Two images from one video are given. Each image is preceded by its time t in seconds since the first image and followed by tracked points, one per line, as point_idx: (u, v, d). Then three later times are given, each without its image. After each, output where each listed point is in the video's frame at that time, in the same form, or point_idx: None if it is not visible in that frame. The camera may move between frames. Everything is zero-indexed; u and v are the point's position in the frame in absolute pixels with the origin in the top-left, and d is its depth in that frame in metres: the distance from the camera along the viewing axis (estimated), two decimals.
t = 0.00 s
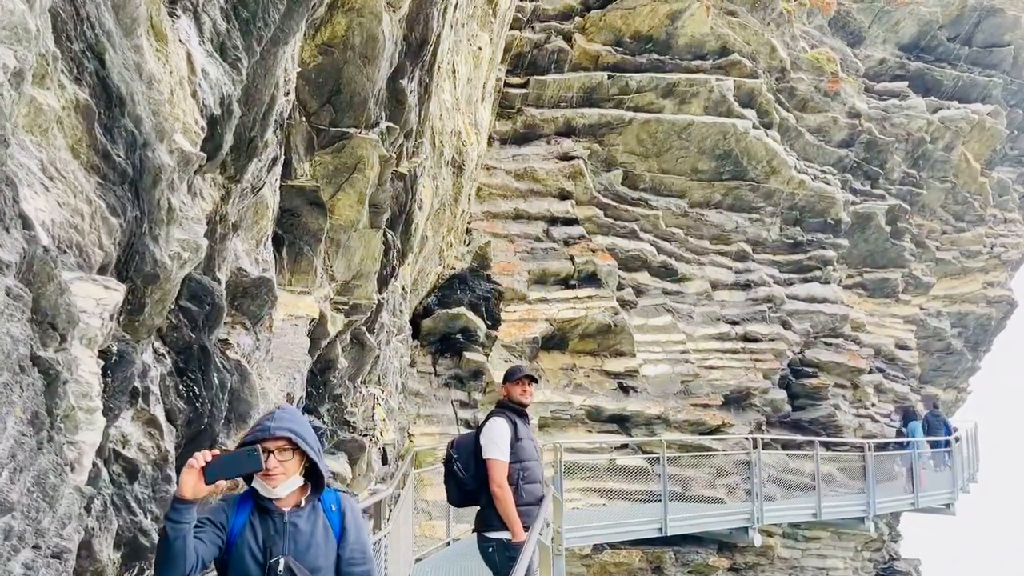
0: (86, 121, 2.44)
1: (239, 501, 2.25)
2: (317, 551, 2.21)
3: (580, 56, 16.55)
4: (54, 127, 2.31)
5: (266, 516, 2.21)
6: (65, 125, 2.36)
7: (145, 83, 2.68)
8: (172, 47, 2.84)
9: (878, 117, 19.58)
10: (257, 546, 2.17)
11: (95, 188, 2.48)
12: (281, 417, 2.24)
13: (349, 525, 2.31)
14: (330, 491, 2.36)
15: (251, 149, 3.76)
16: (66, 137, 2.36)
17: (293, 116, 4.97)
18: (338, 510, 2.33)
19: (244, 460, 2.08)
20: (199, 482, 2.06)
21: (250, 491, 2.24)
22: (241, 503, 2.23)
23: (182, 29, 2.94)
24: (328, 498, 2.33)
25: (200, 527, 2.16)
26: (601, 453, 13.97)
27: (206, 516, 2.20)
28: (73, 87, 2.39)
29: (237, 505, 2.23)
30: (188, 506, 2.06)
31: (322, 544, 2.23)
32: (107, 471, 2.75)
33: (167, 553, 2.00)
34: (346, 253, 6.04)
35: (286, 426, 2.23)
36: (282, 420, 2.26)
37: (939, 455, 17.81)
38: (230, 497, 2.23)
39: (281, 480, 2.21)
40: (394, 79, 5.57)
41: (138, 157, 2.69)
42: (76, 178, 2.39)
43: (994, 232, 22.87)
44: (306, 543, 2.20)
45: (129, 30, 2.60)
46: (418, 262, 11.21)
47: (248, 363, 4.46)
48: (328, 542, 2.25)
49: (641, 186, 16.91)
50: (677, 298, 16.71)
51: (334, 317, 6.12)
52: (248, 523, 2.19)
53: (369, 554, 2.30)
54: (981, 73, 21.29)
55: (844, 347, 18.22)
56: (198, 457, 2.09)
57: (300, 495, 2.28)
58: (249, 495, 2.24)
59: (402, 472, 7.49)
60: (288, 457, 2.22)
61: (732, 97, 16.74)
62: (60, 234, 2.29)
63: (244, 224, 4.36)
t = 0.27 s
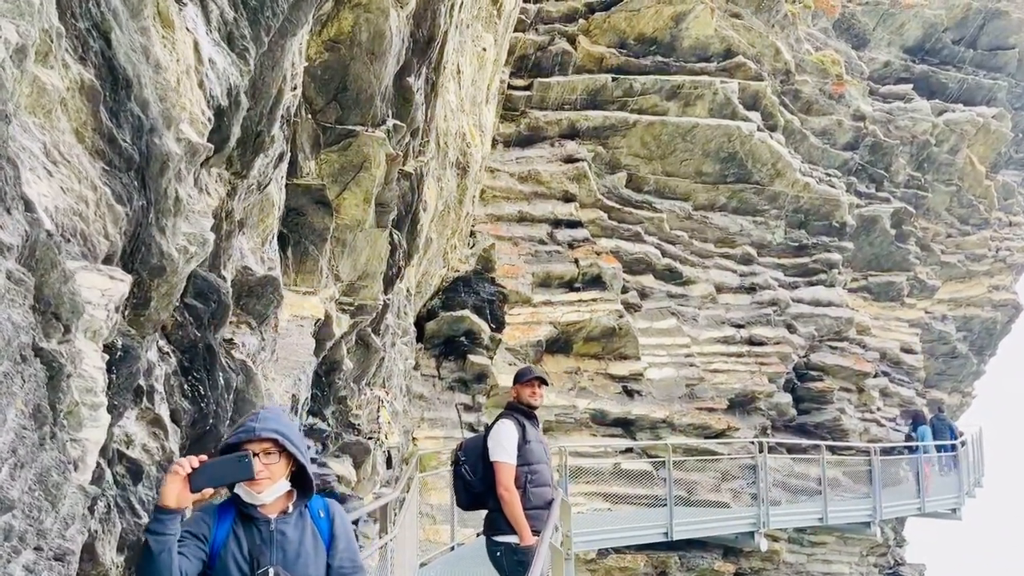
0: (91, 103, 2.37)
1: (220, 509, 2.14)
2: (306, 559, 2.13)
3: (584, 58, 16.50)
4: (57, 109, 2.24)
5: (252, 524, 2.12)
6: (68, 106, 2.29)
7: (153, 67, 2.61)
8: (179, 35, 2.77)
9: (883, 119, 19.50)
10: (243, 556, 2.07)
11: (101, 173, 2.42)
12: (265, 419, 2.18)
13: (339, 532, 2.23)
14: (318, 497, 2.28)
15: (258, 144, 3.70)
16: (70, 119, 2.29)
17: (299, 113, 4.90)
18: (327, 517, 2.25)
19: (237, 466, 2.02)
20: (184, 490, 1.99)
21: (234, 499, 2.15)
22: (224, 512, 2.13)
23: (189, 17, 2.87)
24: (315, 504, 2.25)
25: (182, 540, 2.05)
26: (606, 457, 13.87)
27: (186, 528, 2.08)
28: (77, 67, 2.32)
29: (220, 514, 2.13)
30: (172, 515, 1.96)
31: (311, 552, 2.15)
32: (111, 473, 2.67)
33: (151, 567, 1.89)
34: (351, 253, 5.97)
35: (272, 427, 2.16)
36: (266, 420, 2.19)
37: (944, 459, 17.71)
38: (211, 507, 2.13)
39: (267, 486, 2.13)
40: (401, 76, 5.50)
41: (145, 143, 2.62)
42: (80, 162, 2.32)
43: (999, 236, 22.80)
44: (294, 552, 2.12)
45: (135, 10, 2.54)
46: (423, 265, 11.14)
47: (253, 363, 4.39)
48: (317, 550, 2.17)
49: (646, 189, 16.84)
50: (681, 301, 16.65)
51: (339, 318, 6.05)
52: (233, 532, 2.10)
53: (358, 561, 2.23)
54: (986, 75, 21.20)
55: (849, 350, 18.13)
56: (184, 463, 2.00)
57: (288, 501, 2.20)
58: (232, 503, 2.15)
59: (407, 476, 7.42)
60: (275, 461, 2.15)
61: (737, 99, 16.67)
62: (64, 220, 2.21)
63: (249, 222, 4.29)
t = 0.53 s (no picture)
0: (64, 79, 2.23)
1: (184, 526, 2.11)
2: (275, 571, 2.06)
3: (585, 59, 16.39)
4: (28, 84, 2.09)
5: (215, 538, 2.07)
6: (40, 82, 2.15)
7: (135, 45, 2.47)
8: (168, 17, 2.63)
9: (886, 122, 19.39)
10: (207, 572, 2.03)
11: (77, 156, 2.28)
12: (224, 423, 2.13)
13: (310, 542, 2.17)
14: (285, 507, 2.22)
15: (253, 137, 3.55)
16: (41, 96, 2.15)
17: (297, 109, 4.76)
18: (299, 528, 2.19)
19: (191, 476, 1.98)
20: (140, 501, 1.99)
21: (195, 512, 2.10)
22: (185, 529, 2.09)
23: None
24: (283, 515, 2.20)
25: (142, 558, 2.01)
26: (608, 462, 13.73)
27: (147, 544, 2.05)
28: (50, 38, 2.18)
29: (181, 531, 2.09)
30: (132, 526, 1.96)
31: (279, 564, 2.08)
32: (96, 480, 2.53)
33: None
34: (350, 254, 5.83)
35: (230, 431, 2.12)
36: (227, 426, 2.16)
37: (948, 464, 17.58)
38: (173, 521, 2.10)
39: (229, 494, 2.09)
40: (402, 72, 5.36)
41: (126, 125, 2.47)
42: (54, 142, 2.18)
43: (1002, 240, 22.68)
44: (261, 564, 2.06)
45: None
46: (423, 267, 11.01)
47: (248, 367, 4.25)
48: (287, 562, 2.10)
49: (647, 192, 16.72)
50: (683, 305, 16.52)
51: (337, 320, 5.91)
52: (194, 548, 2.06)
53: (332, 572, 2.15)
54: (989, 78, 21.10)
55: (852, 354, 17.98)
56: (139, 474, 2.01)
57: (252, 512, 2.16)
58: (194, 517, 2.11)
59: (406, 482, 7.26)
60: (235, 467, 2.11)
61: (740, 101, 16.54)
62: (36, 207, 2.08)
63: (244, 221, 4.16)
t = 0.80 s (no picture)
0: (6, 24, 2.04)
1: (151, 537, 1.89)
2: None
3: (583, 58, 16.22)
4: None
5: (186, 549, 1.87)
6: None
7: None
8: None
9: (886, 123, 19.25)
10: None
11: (20, 114, 2.10)
12: (197, 422, 1.93)
13: (294, 554, 1.96)
14: (265, 516, 2.02)
15: (237, 120, 3.36)
16: None
17: (287, 96, 4.55)
18: (280, 539, 1.98)
19: (161, 482, 1.78)
20: (101, 510, 1.81)
21: (164, 522, 1.89)
22: (153, 541, 1.87)
23: None
24: (263, 525, 1.99)
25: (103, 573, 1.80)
26: (606, 465, 13.54)
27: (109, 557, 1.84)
28: None
29: (149, 544, 1.87)
30: (91, 537, 1.81)
31: None
32: (65, 487, 2.32)
33: None
34: (343, 249, 5.63)
35: (204, 431, 1.92)
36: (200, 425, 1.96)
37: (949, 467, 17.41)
38: (140, 532, 1.88)
39: (201, 501, 1.88)
40: (396, 60, 5.17)
41: (81, 85, 2.27)
42: None
43: (1002, 241, 22.54)
44: None
45: None
46: (418, 267, 10.81)
47: (234, 367, 4.05)
48: None
49: (646, 192, 16.55)
50: (682, 306, 16.36)
51: (330, 318, 5.70)
52: (162, 561, 1.84)
53: None
54: (990, 78, 20.98)
55: (852, 356, 17.86)
56: (100, 479, 1.81)
57: (228, 521, 1.95)
58: (163, 527, 1.90)
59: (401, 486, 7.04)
60: (208, 472, 1.91)
61: (739, 100, 16.38)
62: None
63: (230, 212, 3.95)
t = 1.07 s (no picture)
0: None
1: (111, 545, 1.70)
2: None
3: (580, 55, 16.03)
4: None
5: (151, 557, 1.67)
6: None
7: None
8: None
9: (885, 122, 19.12)
10: None
11: None
12: (161, 417, 1.74)
13: (274, 562, 1.77)
14: (242, 520, 1.83)
15: (220, 93, 3.17)
16: None
17: (275, 78, 4.34)
18: (259, 546, 1.79)
19: (120, 482, 1.57)
20: (54, 514, 1.59)
21: (126, 527, 1.70)
22: (114, 549, 1.67)
23: None
24: (239, 530, 1.80)
25: None
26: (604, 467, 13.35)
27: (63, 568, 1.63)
28: None
29: (110, 552, 1.68)
30: (43, 544, 1.58)
31: None
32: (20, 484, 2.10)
33: None
34: (335, 241, 5.41)
35: (169, 426, 1.73)
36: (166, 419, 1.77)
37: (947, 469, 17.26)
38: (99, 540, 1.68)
39: (167, 505, 1.70)
40: (391, 43, 4.96)
41: (22, 14, 1.97)
42: None
43: (999, 242, 22.43)
44: None
45: None
46: (412, 265, 10.60)
47: (219, 360, 3.84)
48: None
49: (643, 191, 16.37)
50: (679, 306, 16.18)
51: (321, 313, 5.48)
52: (124, 571, 1.64)
53: None
54: (988, 78, 20.90)
55: (851, 358, 17.72)
56: (50, 481, 1.59)
57: (199, 526, 1.77)
58: (126, 534, 1.71)
59: (396, 488, 6.82)
60: (174, 473, 1.73)
61: (737, 99, 16.23)
62: None
63: (215, 198, 3.75)
